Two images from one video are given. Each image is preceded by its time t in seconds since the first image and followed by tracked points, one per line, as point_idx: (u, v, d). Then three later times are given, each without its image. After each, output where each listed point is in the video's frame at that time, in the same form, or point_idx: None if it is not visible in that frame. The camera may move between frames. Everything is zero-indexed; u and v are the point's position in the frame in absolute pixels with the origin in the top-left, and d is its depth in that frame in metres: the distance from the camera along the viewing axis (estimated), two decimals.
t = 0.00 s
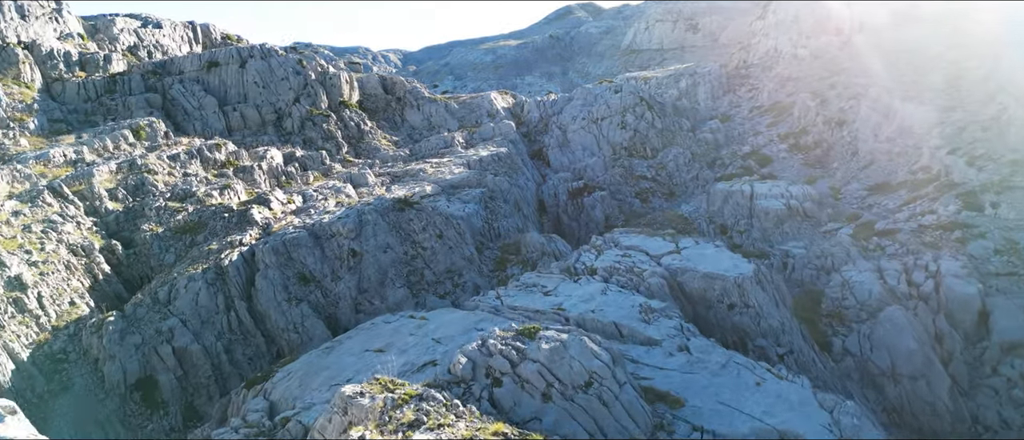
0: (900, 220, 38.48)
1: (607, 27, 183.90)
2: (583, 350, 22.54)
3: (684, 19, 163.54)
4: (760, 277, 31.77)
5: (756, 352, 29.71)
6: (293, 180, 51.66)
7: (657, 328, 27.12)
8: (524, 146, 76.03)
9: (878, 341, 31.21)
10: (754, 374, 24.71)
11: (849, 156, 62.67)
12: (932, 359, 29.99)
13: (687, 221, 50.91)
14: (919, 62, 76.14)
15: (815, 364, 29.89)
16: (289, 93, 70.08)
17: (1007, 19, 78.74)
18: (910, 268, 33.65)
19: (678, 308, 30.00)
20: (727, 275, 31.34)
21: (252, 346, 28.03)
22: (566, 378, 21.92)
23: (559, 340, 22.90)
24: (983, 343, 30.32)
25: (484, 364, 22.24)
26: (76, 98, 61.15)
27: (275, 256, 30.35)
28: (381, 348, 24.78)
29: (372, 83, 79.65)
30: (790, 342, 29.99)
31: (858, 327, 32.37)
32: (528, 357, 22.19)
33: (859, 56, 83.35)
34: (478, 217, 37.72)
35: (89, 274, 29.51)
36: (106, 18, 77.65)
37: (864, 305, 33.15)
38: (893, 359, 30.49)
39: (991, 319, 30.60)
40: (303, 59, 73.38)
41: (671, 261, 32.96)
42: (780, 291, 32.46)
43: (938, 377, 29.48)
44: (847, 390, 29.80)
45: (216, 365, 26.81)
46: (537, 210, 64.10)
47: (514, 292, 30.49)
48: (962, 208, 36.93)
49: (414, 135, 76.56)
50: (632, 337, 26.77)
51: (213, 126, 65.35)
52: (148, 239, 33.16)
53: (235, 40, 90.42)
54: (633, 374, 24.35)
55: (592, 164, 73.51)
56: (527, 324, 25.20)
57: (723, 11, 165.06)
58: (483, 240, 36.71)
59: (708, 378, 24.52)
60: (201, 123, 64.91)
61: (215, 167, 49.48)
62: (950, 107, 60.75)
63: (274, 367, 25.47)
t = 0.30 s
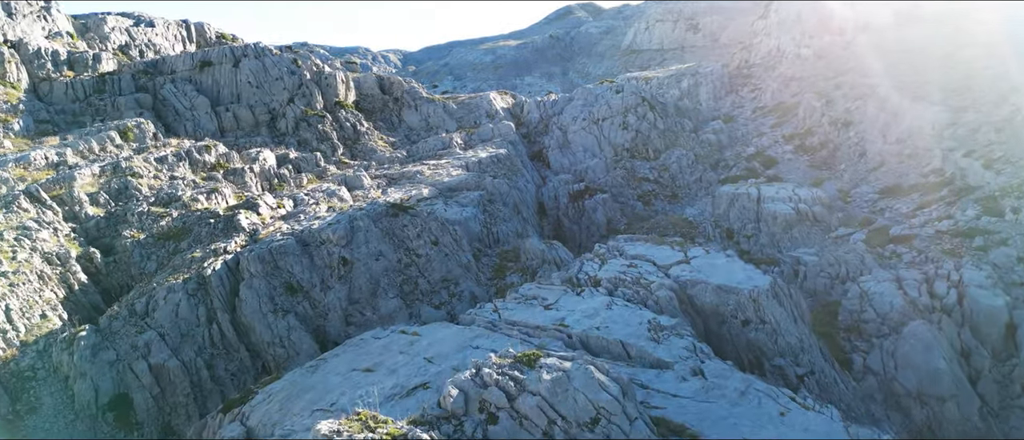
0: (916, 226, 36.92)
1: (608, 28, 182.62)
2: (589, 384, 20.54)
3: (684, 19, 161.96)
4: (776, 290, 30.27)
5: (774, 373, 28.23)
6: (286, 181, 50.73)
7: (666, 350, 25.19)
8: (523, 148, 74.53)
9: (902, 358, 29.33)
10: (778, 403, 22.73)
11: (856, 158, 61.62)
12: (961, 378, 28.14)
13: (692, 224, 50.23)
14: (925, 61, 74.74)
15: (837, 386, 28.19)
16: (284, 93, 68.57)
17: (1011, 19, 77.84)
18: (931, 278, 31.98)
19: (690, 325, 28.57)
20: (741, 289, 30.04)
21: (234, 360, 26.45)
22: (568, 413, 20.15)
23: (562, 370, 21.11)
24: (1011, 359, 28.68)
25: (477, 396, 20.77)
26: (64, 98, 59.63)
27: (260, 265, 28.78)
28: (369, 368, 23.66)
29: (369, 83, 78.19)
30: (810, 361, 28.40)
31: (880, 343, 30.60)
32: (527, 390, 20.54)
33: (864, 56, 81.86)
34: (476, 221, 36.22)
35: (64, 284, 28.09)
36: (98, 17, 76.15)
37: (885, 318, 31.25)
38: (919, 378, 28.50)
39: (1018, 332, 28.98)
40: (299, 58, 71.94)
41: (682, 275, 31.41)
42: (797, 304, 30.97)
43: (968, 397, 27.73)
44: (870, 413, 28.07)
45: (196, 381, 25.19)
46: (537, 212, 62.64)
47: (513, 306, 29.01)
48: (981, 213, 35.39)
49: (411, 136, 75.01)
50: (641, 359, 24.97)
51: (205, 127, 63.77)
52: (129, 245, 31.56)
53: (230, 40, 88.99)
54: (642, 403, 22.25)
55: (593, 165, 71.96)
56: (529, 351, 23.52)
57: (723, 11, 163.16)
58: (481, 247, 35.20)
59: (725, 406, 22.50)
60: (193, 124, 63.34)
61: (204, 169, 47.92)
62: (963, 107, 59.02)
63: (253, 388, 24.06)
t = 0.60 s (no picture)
0: (934, 232, 35.28)
1: (608, 27, 181.32)
2: (599, 426, 18.80)
3: (685, 18, 160.19)
4: (797, 307, 28.68)
5: (795, 394, 26.63)
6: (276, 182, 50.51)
7: (674, 373, 23.13)
8: (523, 149, 73.03)
9: (929, 377, 27.67)
10: (805, 436, 20.31)
11: (864, 159, 60.28)
12: (994, 400, 26.63)
13: (698, 228, 48.68)
14: (932, 60, 73.30)
15: (863, 409, 26.53)
16: (278, 93, 67.09)
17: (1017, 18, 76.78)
18: (954, 289, 30.44)
19: (701, 341, 27.28)
20: (757, 304, 28.27)
21: (215, 376, 25.04)
22: None
23: (565, 407, 19.48)
24: None
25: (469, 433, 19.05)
26: (52, 98, 58.13)
27: (245, 274, 27.14)
28: (355, 389, 22.17)
29: (366, 83, 76.67)
30: (831, 382, 26.79)
31: (906, 360, 28.72)
32: (526, 429, 18.97)
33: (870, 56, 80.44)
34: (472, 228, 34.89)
35: (37, 294, 26.69)
36: (89, 15, 74.69)
37: (908, 332, 29.57)
38: (948, 400, 26.85)
39: None
40: (294, 57, 70.41)
41: (693, 287, 29.92)
42: (814, 318, 29.37)
43: (1002, 421, 26.25)
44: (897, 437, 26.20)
45: (174, 399, 23.68)
46: (537, 213, 60.66)
47: (511, 319, 27.62)
48: (1003, 218, 33.78)
49: (409, 136, 73.47)
50: (650, 380, 23.07)
51: (197, 128, 62.24)
52: (107, 252, 30.13)
53: (225, 39, 87.63)
54: (652, 434, 19.84)
55: (594, 167, 70.44)
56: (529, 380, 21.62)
57: (725, 10, 161.37)
58: (476, 254, 33.86)
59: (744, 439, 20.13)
60: (185, 124, 61.83)
61: (193, 171, 46.34)
62: (978, 108, 57.21)
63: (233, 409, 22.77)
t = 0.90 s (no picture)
0: (952, 238, 33.80)
1: (609, 27, 179.99)
2: None
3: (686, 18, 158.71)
4: (819, 324, 27.19)
5: (819, 419, 25.06)
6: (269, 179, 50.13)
7: (687, 401, 21.31)
8: (523, 149, 71.53)
9: (961, 397, 25.91)
10: None
11: (872, 160, 60.32)
12: None
13: (705, 232, 47.97)
14: (938, 59, 72.09)
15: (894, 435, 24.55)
16: (272, 92, 65.61)
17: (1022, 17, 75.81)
18: (979, 299, 29.11)
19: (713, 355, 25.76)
20: (775, 319, 27.34)
21: (195, 393, 23.83)
22: None
23: None
24: None
25: None
26: (39, 97, 56.54)
27: (227, 283, 25.92)
28: (338, 413, 20.85)
29: (363, 82, 75.19)
30: (858, 406, 25.10)
31: (934, 378, 27.00)
32: None
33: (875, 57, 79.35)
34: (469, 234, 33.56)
35: (6, 306, 25.01)
36: (80, 13, 73.11)
37: (934, 348, 27.84)
38: (983, 422, 24.95)
39: None
40: (288, 56, 68.95)
41: (707, 302, 29.03)
42: (839, 336, 27.73)
43: None
44: None
45: (148, 418, 22.60)
46: (537, 215, 59.01)
47: (509, 335, 26.25)
48: None
49: (406, 137, 71.97)
50: (660, 406, 21.47)
51: (189, 128, 60.66)
52: (83, 259, 28.65)
53: (220, 37, 86.19)
54: None
55: (596, 168, 68.97)
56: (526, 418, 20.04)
57: (725, 10, 159.75)
58: (473, 262, 32.45)
59: None
60: (176, 124, 60.25)
61: (181, 173, 44.73)
62: (992, 107, 55.56)
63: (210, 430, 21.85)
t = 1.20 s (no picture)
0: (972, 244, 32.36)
1: (609, 27, 178.61)
2: None
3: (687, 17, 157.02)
4: (846, 344, 25.47)
5: None
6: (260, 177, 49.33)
7: (703, 432, 19.82)
8: (523, 150, 70.07)
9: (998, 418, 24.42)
10: None
11: (881, 162, 59.45)
12: None
13: (710, 235, 46.48)
14: (946, 57, 70.88)
15: None
16: (266, 92, 64.13)
17: None
18: (1009, 311, 27.32)
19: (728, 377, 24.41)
20: (798, 338, 25.65)
21: (169, 412, 22.83)
22: None
23: None
24: None
25: None
26: (24, 97, 54.99)
27: (207, 294, 25.48)
28: None
29: (360, 82, 73.72)
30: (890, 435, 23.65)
31: (967, 399, 25.57)
32: None
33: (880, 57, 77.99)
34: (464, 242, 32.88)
35: None
36: (70, 10, 71.54)
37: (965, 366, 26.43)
38: None
39: None
40: (282, 54, 67.51)
41: (720, 317, 27.51)
42: (868, 355, 26.22)
43: None
44: None
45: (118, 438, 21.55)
46: (537, 218, 57.33)
47: (506, 353, 24.97)
48: None
49: (404, 137, 70.47)
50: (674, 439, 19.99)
51: (179, 129, 59.10)
52: (58, 267, 27.29)
53: (214, 36, 84.67)
54: None
55: (597, 168, 67.53)
56: None
57: (726, 10, 158.14)
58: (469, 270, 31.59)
59: None
60: (166, 124, 58.73)
61: (169, 175, 43.15)
62: (1006, 106, 54.17)
63: None
